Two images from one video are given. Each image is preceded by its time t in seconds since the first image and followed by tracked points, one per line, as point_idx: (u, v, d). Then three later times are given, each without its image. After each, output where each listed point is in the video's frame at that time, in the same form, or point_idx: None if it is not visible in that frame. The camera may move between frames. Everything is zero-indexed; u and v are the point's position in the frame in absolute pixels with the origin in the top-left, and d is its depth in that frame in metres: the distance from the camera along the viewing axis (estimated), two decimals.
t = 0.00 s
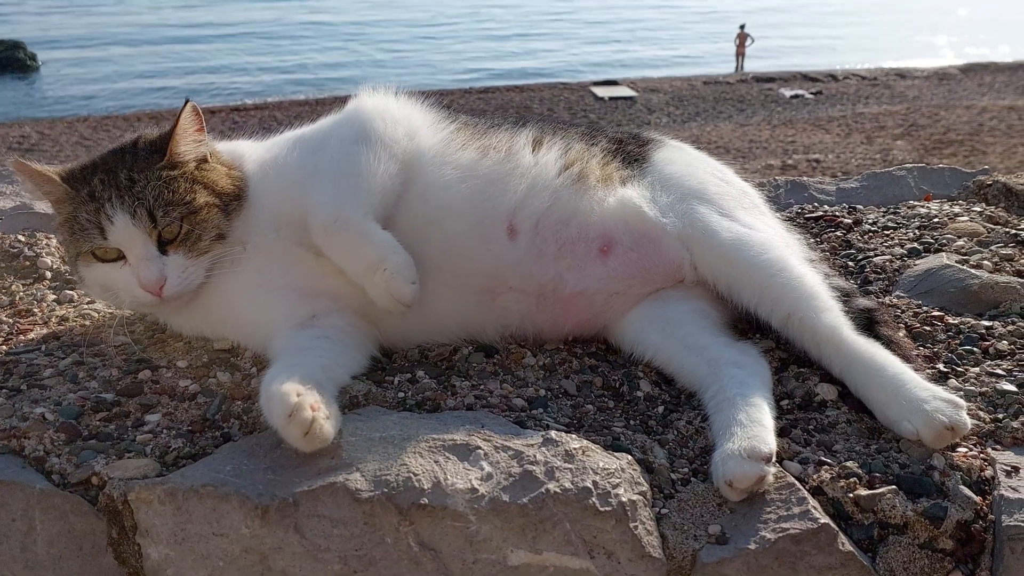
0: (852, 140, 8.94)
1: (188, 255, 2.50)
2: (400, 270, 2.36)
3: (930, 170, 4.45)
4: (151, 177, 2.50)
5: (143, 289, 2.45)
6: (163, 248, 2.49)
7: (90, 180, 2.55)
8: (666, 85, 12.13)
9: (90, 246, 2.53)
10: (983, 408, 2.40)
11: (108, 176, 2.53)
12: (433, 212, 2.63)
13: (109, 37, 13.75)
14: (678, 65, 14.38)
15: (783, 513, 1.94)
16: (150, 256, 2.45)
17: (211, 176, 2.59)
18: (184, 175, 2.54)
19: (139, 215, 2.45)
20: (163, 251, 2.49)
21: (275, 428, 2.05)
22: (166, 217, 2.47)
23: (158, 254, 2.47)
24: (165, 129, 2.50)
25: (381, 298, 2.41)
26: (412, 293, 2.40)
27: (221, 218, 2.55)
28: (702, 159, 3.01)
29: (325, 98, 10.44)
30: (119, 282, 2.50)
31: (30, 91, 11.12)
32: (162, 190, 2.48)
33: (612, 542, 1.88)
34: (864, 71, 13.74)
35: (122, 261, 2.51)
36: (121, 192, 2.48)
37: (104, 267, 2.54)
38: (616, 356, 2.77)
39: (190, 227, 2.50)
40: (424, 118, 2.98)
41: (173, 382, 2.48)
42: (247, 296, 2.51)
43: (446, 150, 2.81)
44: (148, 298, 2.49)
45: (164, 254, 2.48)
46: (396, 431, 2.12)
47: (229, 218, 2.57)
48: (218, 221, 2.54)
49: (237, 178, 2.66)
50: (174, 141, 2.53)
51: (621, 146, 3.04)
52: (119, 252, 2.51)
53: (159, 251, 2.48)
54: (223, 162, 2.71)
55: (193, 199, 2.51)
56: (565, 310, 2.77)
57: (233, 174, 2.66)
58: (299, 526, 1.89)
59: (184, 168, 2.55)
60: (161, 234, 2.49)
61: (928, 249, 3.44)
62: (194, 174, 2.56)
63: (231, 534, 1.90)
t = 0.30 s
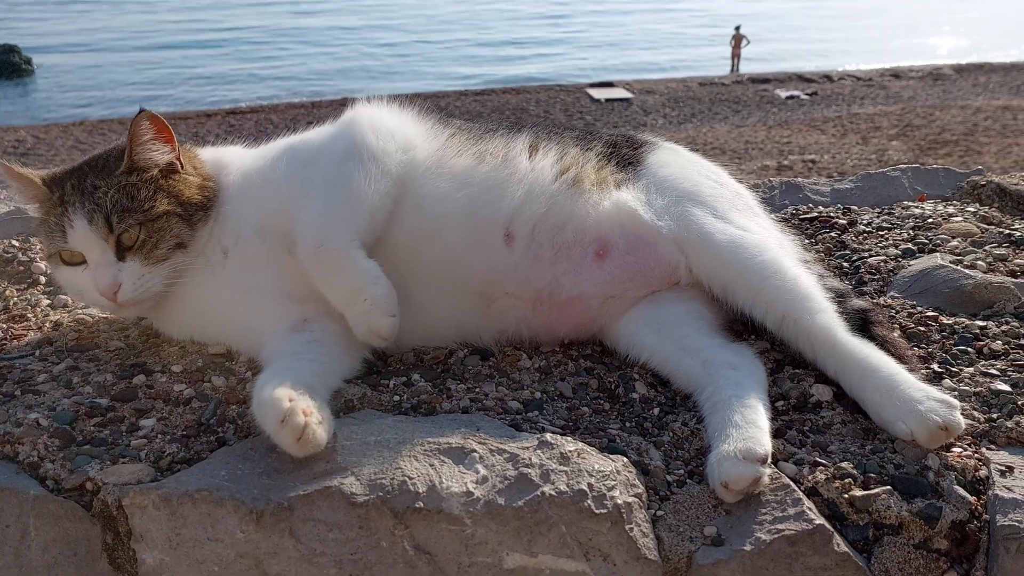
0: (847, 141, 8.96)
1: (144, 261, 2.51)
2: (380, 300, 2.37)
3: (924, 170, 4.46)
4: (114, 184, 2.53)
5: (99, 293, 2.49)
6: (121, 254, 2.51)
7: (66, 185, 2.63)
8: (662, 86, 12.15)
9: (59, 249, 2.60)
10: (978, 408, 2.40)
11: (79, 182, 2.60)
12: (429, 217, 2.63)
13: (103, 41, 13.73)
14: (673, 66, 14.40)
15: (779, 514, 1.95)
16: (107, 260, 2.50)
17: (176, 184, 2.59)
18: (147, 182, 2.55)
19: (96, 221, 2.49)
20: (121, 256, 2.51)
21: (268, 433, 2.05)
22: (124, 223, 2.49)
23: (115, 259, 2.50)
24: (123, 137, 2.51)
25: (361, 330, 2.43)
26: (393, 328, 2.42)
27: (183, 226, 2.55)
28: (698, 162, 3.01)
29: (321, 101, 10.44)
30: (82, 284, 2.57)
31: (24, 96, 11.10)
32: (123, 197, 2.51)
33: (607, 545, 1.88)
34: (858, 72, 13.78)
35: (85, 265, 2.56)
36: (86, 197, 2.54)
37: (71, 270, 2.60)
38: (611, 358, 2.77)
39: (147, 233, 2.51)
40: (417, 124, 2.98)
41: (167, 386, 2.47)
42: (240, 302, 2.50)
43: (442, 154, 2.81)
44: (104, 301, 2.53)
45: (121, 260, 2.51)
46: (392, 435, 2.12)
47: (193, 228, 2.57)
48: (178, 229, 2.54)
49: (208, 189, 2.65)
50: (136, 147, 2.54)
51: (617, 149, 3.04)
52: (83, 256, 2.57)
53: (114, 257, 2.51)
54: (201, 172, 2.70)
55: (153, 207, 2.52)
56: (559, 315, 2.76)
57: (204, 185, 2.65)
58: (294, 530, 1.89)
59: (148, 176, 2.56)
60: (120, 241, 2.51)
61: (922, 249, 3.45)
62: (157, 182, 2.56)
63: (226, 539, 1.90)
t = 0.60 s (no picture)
0: (845, 142, 8.97)
1: (133, 276, 2.52)
2: (373, 341, 2.34)
3: (923, 171, 4.48)
4: (106, 196, 2.51)
5: (88, 304, 2.52)
6: (110, 266, 2.51)
7: (65, 190, 2.64)
8: (660, 87, 12.17)
9: (54, 254, 2.63)
10: (977, 407, 2.42)
11: (76, 188, 2.60)
12: (430, 218, 2.63)
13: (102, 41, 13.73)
14: (671, 67, 14.43)
15: (780, 513, 1.96)
16: (96, 273, 2.51)
17: (168, 200, 2.53)
18: (138, 197, 2.51)
19: (86, 234, 2.50)
20: (111, 268, 2.52)
21: (269, 434, 2.05)
22: (113, 237, 2.48)
23: (104, 271, 2.51)
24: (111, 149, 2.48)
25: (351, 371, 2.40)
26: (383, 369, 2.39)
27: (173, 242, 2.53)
28: (697, 162, 3.02)
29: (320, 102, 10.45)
30: (74, 291, 2.60)
31: (23, 96, 11.10)
32: (113, 210, 2.49)
33: (609, 543, 1.89)
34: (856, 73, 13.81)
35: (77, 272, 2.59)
36: (79, 206, 2.54)
37: (65, 276, 2.63)
38: (612, 358, 2.78)
39: (135, 249, 2.50)
40: (415, 126, 2.98)
41: (170, 386, 2.48)
42: (241, 303, 2.50)
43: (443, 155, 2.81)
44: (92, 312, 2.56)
45: (110, 272, 2.51)
46: (394, 434, 2.12)
47: (183, 244, 2.54)
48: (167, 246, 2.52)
49: (202, 206, 2.59)
50: (127, 160, 2.50)
51: (617, 150, 3.05)
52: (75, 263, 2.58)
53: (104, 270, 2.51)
54: (199, 186, 2.64)
55: (143, 223, 2.49)
56: (559, 315, 2.77)
57: (198, 202, 2.59)
58: (297, 528, 1.90)
59: (139, 190, 2.51)
60: (110, 253, 2.51)
61: (922, 249, 3.46)
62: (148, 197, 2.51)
63: (229, 538, 1.91)
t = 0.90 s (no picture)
0: (845, 142, 8.98)
1: (134, 280, 2.52)
2: (378, 352, 2.27)
3: (923, 171, 4.48)
4: (108, 198, 2.51)
5: (88, 306, 2.52)
6: (111, 268, 2.51)
7: (68, 192, 2.65)
8: (660, 88, 12.17)
9: (55, 254, 2.63)
10: (980, 406, 2.42)
11: (78, 190, 2.61)
12: (432, 219, 2.63)
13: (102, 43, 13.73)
14: (670, 68, 14.44)
15: (783, 512, 1.96)
16: (96, 274, 2.51)
17: (169, 203, 2.53)
18: (139, 199, 2.51)
19: (87, 235, 2.50)
20: (112, 270, 2.52)
21: (271, 434, 2.05)
22: (115, 239, 2.48)
23: (105, 274, 2.51)
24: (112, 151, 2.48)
25: (358, 384, 2.32)
26: (388, 382, 2.30)
27: (175, 246, 2.53)
28: (699, 161, 3.03)
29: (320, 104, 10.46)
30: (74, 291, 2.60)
31: (23, 98, 11.11)
32: (115, 212, 2.49)
33: (613, 542, 1.90)
34: (856, 73, 13.83)
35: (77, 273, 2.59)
36: (81, 207, 2.55)
37: (66, 278, 2.63)
38: (614, 358, 2.78)
39: (136, 250, 2.50)
40: (416, 127, 2.98)
41: (173, 386, 2.48)
42: (244, 304, 2.50)
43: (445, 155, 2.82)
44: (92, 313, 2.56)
45: (111, 275, 2.52)
46: (398, 433, 2.13)
47: (184, 248, 2.55)
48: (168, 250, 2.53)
49: (203, 209, 2.59)
50: (128, 162, 2.51)
51: (619, 150, 3.05)
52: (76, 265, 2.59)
53: (105, 272, 2.52)
54: (201, 189, 2.65)
55: (144, 225, 2.49)
56: (561, 316, 2.78)
57: (200, 205, 2.59)
58: (301, 527, 1.90)
59: (140, 192, 2.52)
60: (111, 255, 2.51)
61: (923, 249, 3.47)
62: (150, 200, 2.51)
63: (233, 537, 1.91)
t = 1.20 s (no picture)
0: (843, 144, 8.99)
1: (138, 279, 2.50)
2: (385, 356, 2.26)
3: (925, 172, 4.49)
4: (115, 195, 2.49)
5: (90, 303, 2.50)
6: (114, 266, 2.50)
7: (73, 187, 2.63)
8: (658, 90, 12.17)
9: (58, 250, 2.61)
10: (988, 408, 2.41)
11: (84, 186, 2.59)
12: (438, 219, 2.61)
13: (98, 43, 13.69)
14: (668, 70, 14.45)
15: (794, 514, 1.95)
16: (100, 271, 2.49)
17: (175, 202, 2.52)
18: (145, 197, 2.49)
19: (91, 231, 2.48)
20: (115, 268, 2.51)
21: (277, 436, 2.04)
22: (119, 236, 2.47)
23: (108, 271, 2.50)
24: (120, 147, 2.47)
25: (364, 388, 2.30)
26: (396, 387, 2.29)
27: (179, 246, 2.51)
28: (704, 162, 3.02)
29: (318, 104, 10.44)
30: (75, 288, 2.58)
31: (20, 98, 11.06)
32: (120, 209, 2.48)
33: (623, 545, 1.89)
34: (853, 75, 13.85)
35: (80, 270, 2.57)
36: (85, 204, 2.53)
37: (67, 275, 2.61)
38: (620, 360, 2.77)
39: (139, 249, 2.48)
40: (421, 128, 2.97)
41: (178, 387, 2.46)
42: (248, 305, 2.48)
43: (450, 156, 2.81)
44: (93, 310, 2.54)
45: (114, 272, 2.50)
46: (406, 434, 2.11)
47: (189, 248, 2.53)
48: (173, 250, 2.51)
49: (208, 210, 2.58)
50: (135, 159, 2.49)
51: (624, 151, 3.04)
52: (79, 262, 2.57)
53: (108, 270, 2.50)
54: (207, 189, 2.63)
55: (149, 223, 2.47)
56: (567, 317, 2.76)
57: (206, 206, 2.58)
58: (309, 530, 1.88)
59: (146, 190, 2.50)
60: (115, 252, 2.49)
61: (928, 251, 3.46)
62: (156, 199, 2.50)
63: (240, 539, 1.89)
